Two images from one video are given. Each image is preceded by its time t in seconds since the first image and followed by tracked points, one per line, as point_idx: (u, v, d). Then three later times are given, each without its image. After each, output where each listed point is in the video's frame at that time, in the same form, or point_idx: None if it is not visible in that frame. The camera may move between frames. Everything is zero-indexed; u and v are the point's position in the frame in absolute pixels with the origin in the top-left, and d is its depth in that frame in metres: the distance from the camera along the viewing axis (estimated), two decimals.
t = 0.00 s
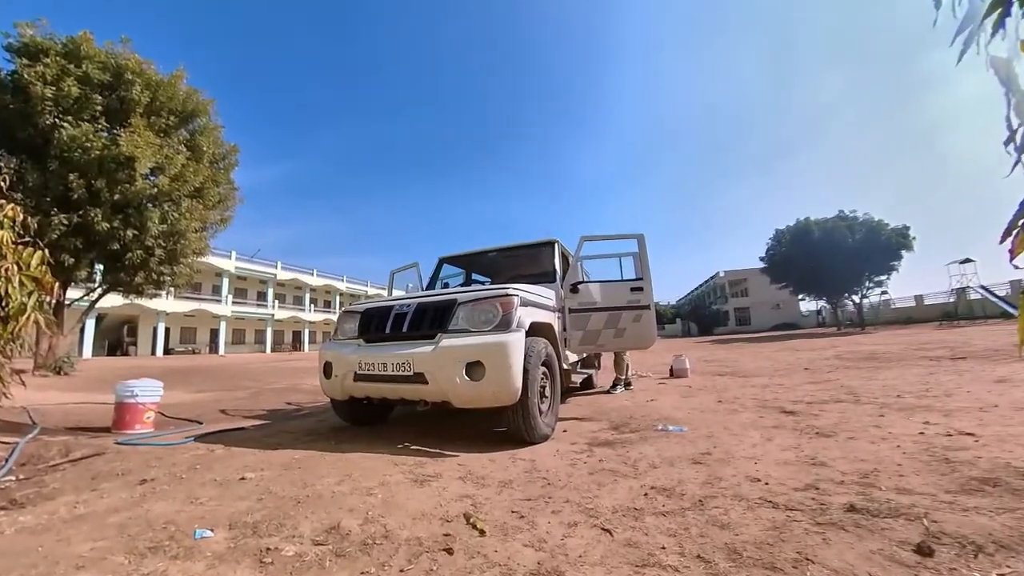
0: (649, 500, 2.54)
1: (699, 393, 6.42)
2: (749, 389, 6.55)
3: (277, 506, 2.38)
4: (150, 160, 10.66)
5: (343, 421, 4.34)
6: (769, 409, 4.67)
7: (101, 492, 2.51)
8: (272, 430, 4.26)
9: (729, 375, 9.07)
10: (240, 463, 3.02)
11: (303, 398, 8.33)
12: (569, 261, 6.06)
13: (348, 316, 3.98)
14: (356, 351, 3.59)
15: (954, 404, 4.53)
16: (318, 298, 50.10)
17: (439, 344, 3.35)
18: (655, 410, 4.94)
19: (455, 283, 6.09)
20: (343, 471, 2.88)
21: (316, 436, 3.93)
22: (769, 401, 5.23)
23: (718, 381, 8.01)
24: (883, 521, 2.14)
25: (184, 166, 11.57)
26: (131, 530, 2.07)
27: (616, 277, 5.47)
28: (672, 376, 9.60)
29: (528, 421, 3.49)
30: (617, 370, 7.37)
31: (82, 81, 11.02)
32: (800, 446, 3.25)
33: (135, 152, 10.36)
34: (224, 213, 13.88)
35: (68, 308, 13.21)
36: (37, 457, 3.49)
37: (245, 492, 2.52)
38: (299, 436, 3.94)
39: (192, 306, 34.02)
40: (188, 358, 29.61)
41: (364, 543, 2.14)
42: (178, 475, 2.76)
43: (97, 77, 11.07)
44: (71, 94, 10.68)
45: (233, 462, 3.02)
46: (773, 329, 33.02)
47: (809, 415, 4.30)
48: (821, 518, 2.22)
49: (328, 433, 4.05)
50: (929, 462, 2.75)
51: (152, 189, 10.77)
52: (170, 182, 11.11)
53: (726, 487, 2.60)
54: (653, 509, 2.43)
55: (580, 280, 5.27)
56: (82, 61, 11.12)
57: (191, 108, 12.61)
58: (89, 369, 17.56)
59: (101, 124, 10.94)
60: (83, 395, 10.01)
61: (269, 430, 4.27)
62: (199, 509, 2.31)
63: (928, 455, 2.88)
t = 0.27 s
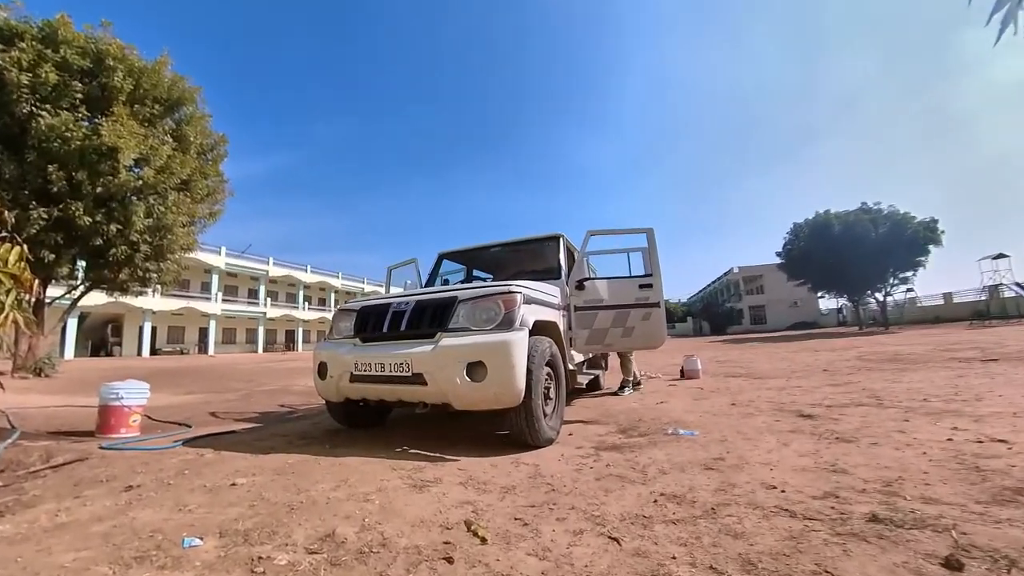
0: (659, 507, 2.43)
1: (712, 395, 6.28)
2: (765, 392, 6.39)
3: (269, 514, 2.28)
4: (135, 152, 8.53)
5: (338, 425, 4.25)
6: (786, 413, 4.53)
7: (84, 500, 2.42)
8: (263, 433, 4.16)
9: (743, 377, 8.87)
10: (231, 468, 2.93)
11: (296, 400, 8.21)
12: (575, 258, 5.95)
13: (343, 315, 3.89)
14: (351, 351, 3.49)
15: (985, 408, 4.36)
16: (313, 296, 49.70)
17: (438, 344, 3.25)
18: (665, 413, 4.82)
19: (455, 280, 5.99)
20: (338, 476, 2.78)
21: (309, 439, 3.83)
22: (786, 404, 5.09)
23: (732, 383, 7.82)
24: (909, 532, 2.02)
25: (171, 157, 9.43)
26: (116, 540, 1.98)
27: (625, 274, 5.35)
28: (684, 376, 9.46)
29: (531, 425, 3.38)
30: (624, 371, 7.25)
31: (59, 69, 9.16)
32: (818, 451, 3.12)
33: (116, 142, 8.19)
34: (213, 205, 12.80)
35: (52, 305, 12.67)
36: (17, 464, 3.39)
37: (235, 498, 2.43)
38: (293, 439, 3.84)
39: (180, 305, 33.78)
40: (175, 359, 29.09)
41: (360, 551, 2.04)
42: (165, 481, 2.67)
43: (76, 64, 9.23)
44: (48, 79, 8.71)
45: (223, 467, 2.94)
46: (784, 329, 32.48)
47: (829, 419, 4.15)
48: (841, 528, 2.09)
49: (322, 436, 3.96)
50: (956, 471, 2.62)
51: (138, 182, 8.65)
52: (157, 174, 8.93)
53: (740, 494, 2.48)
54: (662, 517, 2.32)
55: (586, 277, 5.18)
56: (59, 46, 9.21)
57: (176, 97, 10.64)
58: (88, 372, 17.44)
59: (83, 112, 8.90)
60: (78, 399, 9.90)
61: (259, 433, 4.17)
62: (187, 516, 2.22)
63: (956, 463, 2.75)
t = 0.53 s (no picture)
0: (670, 515, 2.31)
1: (726, 398, 6.12)
2: (784, 395, 6.20)
3: (261, 521, 2.18)
4: (116, 142, 8.36)
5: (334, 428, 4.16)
6: (806, 417, 4.39)
7: (66, 508, 2.34)
8: (255, 437, 4.06)
9: (760, 379, 8.65)
10: (220, 474, 2.84)
11: (286, 403, 8.08)
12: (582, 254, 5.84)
13: (338, 313, 3.79)
14: (347, 351, 3.40)
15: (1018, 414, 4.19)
16: (309, 293, 49.30)
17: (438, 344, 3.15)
18: (676, 416, 4.69)
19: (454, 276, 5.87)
20: (334, 482, 2.68)
21: (302, 443, 3.73)
22: (806, 408, 4.94)
23: (748, 386, 7.62)
24: (938, 545, 1.88)
25: (156, 147, 9.47)
26: (98, 549, 1.89)
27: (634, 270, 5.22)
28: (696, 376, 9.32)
29: (536, 428, 3.27)
30: (633, 372, 7.11)
31: (34, 52, 8.58)
32: (841, 459, 2.98)
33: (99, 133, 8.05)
34: (199, 200, 12.19)
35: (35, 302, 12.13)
36: None
37: (225, 505, 2.33)
38: (286, 444, 3.74)
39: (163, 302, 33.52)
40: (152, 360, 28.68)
41: (356, 561, 1.93)
42: (151, 488, 2.58)
43: (53, 47, 8.69)
44: (23, 62, 8.06)
45: (212, 473, 2.85)
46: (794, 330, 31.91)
47: (852, 424, 4.00)
48: (865, 540, 1.97)
49: (317, 440, 3.86)
50: (990, 480, 2.48)
51: (120, 173, 8.50)
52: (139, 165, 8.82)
53: (756, 502, 2.35)
54: (674, 526, 2.20)
55: (593, 273, 5.07)
56: (34, 28, 8.58)
57: (161, 83, 10.49)
58: (88, 374, 17.39)
59: (61, 99, 8.43)
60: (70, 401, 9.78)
61: (248, 438, 4.07)
62: (174, 525, 2.12)
63: (989, 471, 2.61)
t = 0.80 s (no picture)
0: (682, 524, 2.19)
1: (742, 401, 5.96)
2: (803, 398, 6.02)
3: (252, 529, 2.09)
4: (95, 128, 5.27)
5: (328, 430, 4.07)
6: (827, 421, 4.25)
7: (46, 517, 2.26)
8: (246, 441, 3.96)
9: (777, 381, 8.44)
10: (209, 480, 2.75)
11: (278, 405, 7.98)
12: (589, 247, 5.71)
13: (333, 311, 3.69)
14: (343, 350, 3.30)
15: None
16: (301, 290, 49.20)
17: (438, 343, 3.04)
18: (688, 420, 4.57)
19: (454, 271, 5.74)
20: (329, 488, 2.59)
21: (295, 447, 3.64)
22: (827, 412, 4.78)
23: (764, 388, 7.43)
24: (970, 559, 1.76)
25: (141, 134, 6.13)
26: (80, 560, 1.80)
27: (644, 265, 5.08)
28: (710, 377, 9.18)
29: (540, 431, 3.16)
30: (642, 373, 6.98)
31: None
32: (864, 466, 2.86)
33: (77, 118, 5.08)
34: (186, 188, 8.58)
35: None
36: None
37: (214, 513, 2.24)
38: (279, 448, 3.66)
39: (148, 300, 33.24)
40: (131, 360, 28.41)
41: (350, 571, 1.83)
42: (136, 495, 2.50)
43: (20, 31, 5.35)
44: None
45: (201, 479, 2.76)
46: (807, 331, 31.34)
47: (876, 429, 3.86)
48: (892, 552, 1.84)
49: (311, 444, 3.77)
50: None
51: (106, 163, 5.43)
52: (127, 152, 5.73)
53: (774, 512, 2.23)
54: (686, 535, 2.08)
55: (601, 268, 4.94)
56: None
57: (146, 67, 6.65)
58: (84, 376, 17.27)
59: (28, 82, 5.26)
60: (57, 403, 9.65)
61: (238, 441, 3.99)
62: (161, 534, 2.03)
63: None
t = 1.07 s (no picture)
0: (695, 533, 2.08)
1: (760, 404, 5.81)
2: (824, 401, 5.85)
3: (242, 538, 1.99)
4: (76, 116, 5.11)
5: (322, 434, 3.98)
6: (850, 426, 4.11)
7: (25, 525, 2.18)
8: (236, 445, 3.87)
9: (796, 384, 8.23)
10: (198, 486, 2.67)
11: (269, 407, 7.89)
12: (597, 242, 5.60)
13: (328, 308, 3.59)
14: (338, 350, 3.21)
15: None
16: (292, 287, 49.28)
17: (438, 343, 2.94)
18: (702, 423, 4.45)
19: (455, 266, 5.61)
20: (324, 494, 2.49)
21: (288, 452, 3.55)
22: (849, 416, 4.64)
23: (783, 390, 7.24)
24: (1006, 574, 1.64)
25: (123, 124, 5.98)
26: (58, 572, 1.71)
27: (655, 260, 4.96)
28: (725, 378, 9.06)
29: (545, 435, 3.06)
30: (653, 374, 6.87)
31: None
32: (890, 474, 2.73)
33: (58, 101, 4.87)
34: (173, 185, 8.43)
35: None
36: None
37: (203, 521, 2.15)
38: (271, 452, 3.57)
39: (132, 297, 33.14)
40: (112, 360, 28.34)
41: None
42: (120, 503, 2.42)
43: None
44: None
45: (190, 485, 2.68)
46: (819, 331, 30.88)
47: (903, 435, 3.71)
48: (920, 565, 1.73)
49: (305, 448, 3.68)
50: None
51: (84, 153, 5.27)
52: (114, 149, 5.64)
53: (792, 522, 2.11)
54: (700, 545, 1.97)
55: (609, 264, 4.84)
56: None
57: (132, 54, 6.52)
58: (82, 376, 17.26)
59: None
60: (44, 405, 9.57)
61: (228, 445, 3.91)
62: (146, 543, 1.94)
63: None
